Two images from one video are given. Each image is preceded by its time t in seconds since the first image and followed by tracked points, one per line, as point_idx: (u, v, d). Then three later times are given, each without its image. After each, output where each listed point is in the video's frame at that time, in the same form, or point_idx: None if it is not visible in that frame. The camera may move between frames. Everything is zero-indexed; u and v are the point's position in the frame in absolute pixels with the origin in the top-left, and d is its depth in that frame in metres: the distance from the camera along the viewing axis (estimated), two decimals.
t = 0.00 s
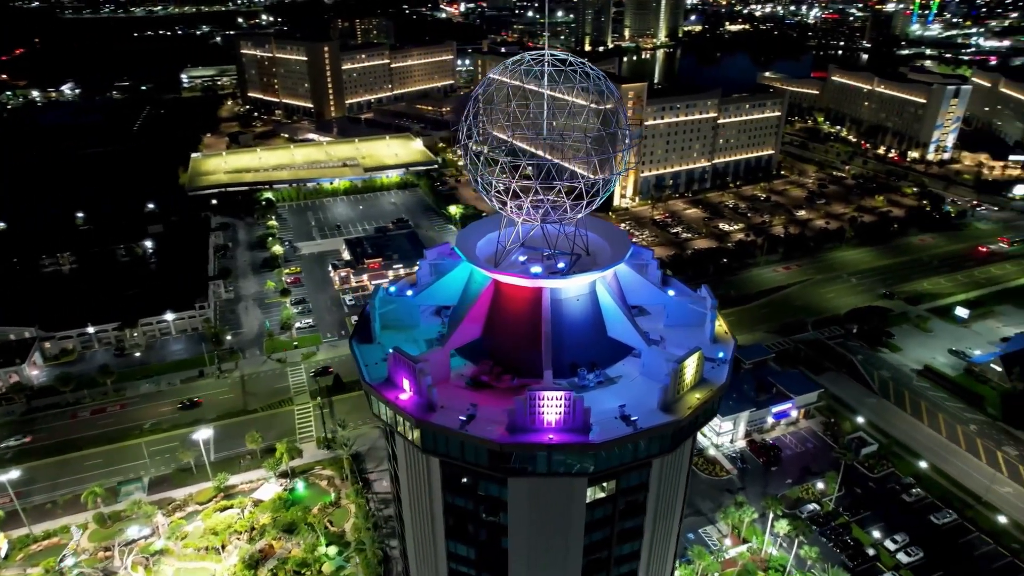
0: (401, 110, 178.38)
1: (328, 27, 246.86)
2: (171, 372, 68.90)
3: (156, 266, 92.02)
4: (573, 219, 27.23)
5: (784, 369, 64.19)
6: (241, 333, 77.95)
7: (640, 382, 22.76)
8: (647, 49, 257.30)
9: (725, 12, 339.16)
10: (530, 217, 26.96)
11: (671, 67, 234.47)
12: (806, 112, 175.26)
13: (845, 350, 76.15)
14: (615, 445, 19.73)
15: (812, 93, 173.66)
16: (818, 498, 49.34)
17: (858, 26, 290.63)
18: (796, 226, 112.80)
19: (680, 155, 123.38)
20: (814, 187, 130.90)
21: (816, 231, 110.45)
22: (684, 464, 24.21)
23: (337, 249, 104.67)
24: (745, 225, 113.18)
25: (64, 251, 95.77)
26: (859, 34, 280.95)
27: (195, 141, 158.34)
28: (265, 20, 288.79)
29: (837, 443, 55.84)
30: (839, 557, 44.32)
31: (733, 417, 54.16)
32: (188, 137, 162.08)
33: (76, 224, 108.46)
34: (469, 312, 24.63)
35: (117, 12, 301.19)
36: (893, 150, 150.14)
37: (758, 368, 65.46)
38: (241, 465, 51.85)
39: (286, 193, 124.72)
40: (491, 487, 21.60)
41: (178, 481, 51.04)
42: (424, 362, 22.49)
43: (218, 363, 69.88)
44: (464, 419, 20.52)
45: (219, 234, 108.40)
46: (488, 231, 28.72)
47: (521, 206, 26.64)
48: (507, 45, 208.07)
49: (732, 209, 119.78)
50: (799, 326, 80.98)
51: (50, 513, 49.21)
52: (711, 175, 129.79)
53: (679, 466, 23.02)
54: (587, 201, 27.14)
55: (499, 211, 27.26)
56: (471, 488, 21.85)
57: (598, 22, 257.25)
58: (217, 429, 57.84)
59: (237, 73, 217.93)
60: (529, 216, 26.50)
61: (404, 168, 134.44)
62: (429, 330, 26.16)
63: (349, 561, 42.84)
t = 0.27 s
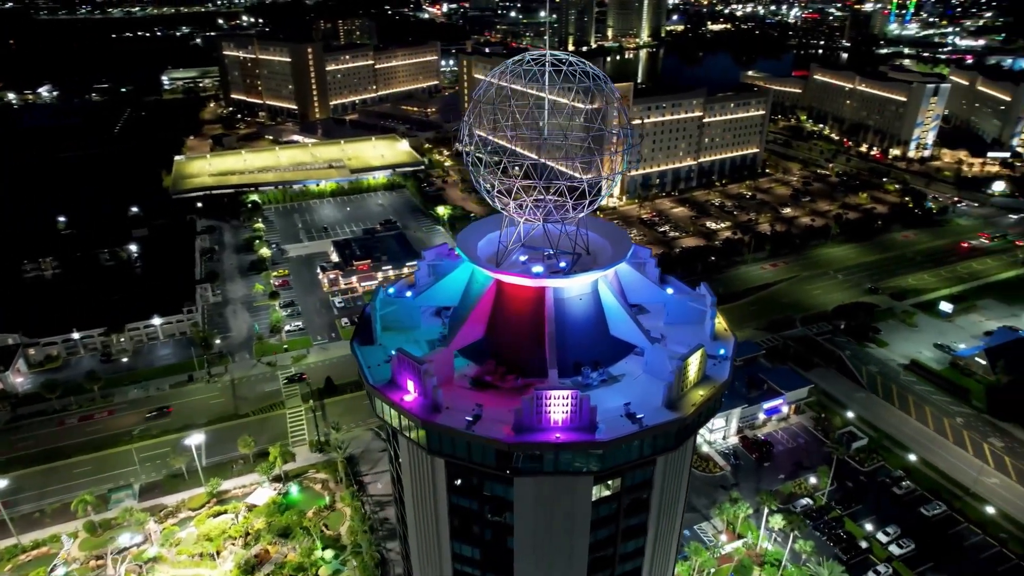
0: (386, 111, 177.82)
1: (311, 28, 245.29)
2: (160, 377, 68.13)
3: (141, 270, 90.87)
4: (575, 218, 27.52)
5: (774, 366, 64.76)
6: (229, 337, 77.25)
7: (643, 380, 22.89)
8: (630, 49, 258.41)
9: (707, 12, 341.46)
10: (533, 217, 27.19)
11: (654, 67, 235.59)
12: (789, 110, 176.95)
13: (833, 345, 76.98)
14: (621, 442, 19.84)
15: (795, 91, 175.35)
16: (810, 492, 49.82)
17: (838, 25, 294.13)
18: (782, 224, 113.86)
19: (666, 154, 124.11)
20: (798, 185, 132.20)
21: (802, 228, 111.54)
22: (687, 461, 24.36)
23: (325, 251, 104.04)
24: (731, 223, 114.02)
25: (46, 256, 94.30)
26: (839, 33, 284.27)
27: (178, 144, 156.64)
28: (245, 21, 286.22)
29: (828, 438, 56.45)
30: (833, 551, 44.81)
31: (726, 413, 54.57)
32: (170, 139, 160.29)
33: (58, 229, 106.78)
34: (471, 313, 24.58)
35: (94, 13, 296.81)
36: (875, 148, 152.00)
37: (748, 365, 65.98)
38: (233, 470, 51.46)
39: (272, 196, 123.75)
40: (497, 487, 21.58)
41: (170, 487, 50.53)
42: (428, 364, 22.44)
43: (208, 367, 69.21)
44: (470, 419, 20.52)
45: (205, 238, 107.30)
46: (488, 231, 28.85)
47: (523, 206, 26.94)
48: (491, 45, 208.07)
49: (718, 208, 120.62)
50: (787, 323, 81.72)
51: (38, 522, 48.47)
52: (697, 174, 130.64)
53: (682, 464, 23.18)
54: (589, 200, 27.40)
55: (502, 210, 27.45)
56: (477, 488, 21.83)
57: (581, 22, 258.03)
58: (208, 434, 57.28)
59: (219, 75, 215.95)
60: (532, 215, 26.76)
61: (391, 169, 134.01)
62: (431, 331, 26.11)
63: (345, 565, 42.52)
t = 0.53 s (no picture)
0: (371, 113, 177.17)
1: (293, 29, 243.84)
2: (148, 382, 67.32)
3: (126, 274, 89.72)
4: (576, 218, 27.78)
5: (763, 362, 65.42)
6: (218, 341, 76.50)
7: (646, 378, 22.95)
8: (613, 48, 259.44)
9: (688, 11, 343.70)
10: (535, 215, 27.42)
11: (637, 66, 236.82)
12: (772, 109, 178.66)
13: (821, 341, 77.80)
14: (627, 439, 19.93)
15: (778, 90, 177.06)
16: (803, 487, 50.26)
17: (817, 24, 297.44)
18: (768, 221, 114.87)
19: (652, 153, 124.86)
20: (783, 182, 133.49)
21: (788, 226, 112.61)
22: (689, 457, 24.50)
23: (312, 253, 103.37)
24: (718, 221, 114.86)
25: (27, 261, 92.77)
26: (819, 32, 287.42)
27: (160, 146, 154.83)
28: (226, 22, 283.88)
29: (819, 433, 57.04)
30: (826, 544, 45.28)
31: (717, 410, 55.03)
32: (153, 142, 158.44)
33: (38, 234, 105.03)
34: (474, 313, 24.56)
35: (70, 14, 292.29)
36: (857, 145, 153.84)
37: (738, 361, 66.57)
38: (225, 475, 51.03)
39: (257, 198, 122.75)
40: (502, 487, 21.57)
41: (161, 493, 49.98)
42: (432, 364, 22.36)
43: (197, 371, 68.49)
44: (477, 420, 20.46)
45: (190, 241, 106.13)
46: (488, 230, 28.96)
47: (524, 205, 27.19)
48: (475, 45, 208.09)
49: (705, 206, 121.48)
50: (776, 319, 82.46)
51: (26, 532, 47.68)
52: (683, 173, 131.50)
53: (685, 460, 23.32)
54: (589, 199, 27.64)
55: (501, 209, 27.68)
56: (482, 488, 21.80)
57: (565, 22, 259.37)
58: (199, 439, 56.70)
59: (201, 76, 213.93)
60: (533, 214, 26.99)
61: (377, 170, 133.55)
62: (432, 332, 26.05)
63: (341, 569, 42.27)
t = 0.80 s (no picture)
0: (356, 114, 176.41)
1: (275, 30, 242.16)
2: (136, 388, 66.48)
3: (110, 278, 88.51)
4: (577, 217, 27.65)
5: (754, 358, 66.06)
6: (206, 345, 75.71)
7: (649, 376, 23.05)
8: (596, 48, 260.51)
9: (670, 11, 345.93)
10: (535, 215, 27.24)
11: (620, 66, 237.80)
12: (755, 108, 180.31)
13: (809, 337, 78.61)
14: (633, 437, 19.99)
15: (760, 89, 178.76)
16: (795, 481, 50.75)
17: (797, 24, 300.69)
18: (754, 219, 115.85)
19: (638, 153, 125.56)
20: (768, 180, 134.72)
21: (774, 223, 113.67)
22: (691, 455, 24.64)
23: (300, 255, 102.66)
24: (705, 219, 115.68)
25: (8, 267, 91.17)
26: (799, 32, 290.46)
27: (142, 149, 152.93)
28: (205, 23, 281.09)
29: (809, 428, 57.64)
30: (820, 538, 45.73)
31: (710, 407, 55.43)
32: (134, 144, 156.51)
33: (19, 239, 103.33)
34: (476, 314, 24.49)
35: (45, 14, 287.64)
36: (840, 143, 155.69)
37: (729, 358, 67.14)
38: (218, 480, 50.55)
39: (243, 201, 121.65)
40: (508, 487, 21.53)
41: (152, 500, 49.44)
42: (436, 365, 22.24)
43: (186, 376, 67.77)
44: (483, 420, 20.40)
45: (176, 245, 104.91)
46: (489, 229, 28.90)
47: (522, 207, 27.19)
48: (459, 45, 208.01)
49: (691, 204, 122.27)
50: (764, 316, 83.17)
51: (13, 542, 46.90)
52: (669, 171, 132.26)
53: (688, 457, 23.44)
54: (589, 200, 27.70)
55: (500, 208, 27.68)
56: (488, 489, 21.76)
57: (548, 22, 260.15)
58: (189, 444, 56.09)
59: (182, 77, 211.70)
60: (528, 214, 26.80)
61: (363, 172, 133.04)
62: (433, 333, 25.98)
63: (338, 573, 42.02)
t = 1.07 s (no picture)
0: (340, 115, 175.39)
1: (256, 31, 240.14)
2: (123, 394, 65.60)
3: (94, 283, 87.21)
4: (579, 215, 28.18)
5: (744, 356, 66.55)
6: (195, 350, 74.83)
7: (652, 374, 23.20)
8: (579, 48, 261.39)
9: (652, 11, 347.85)
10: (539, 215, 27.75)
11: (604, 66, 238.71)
12: (739, 106, 181.87)
13: (798, 333, 79.39)
14: (640, 435, 20.13)
15: (743, 88, 180.32)
16: (788, 477, 51.25)
17: (777, 23, 303.53)
18: (740, 217, 116.73)
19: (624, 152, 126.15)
20: (752, 179, 135.88)
21: (759, 221, 114.67)
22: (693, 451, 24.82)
23: (287, 258, 101.83)
24: (691, 217, 116.42)
25: None
26: (779, 31, 293.41)
27: (123, 152, 150.88)
28: (184, 24, 278.00)
29: (800, 423, 58.23)
30: (813, 532, 46.21)
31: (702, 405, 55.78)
32: (115, 147, 154.39)
33: None
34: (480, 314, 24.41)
35: (18, 16, 282.67)
36: (822, 141, 157.44)
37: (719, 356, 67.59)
38: (210, 486, 50.07)
39: (228, 204, 120.48)
40: (514, 486, 21.53)
41: (143, 507, 48.86)
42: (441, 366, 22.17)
43: (174, 381, 66.97)
44: (490, 420, 20.40)
45: (160, 249, 103.60)
46: (487, 229, 29.11)
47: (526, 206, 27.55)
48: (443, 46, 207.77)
49: (677, 203, 122.98)
50: (752, 313, 83.81)
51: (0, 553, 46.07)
52: (655, 171, 132.96)
53: (691, 453, 23.62)
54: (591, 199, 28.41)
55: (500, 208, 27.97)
56: (493, 489, 21.74)
57: (530, 22, 260.82)
58: (179, 450, 55.48)
59: (162, 79, 209.12)
60: (531, 212, 27.22)
61: (349, 173, 132.33)
62: (434, 335, 25.91)
63: None
